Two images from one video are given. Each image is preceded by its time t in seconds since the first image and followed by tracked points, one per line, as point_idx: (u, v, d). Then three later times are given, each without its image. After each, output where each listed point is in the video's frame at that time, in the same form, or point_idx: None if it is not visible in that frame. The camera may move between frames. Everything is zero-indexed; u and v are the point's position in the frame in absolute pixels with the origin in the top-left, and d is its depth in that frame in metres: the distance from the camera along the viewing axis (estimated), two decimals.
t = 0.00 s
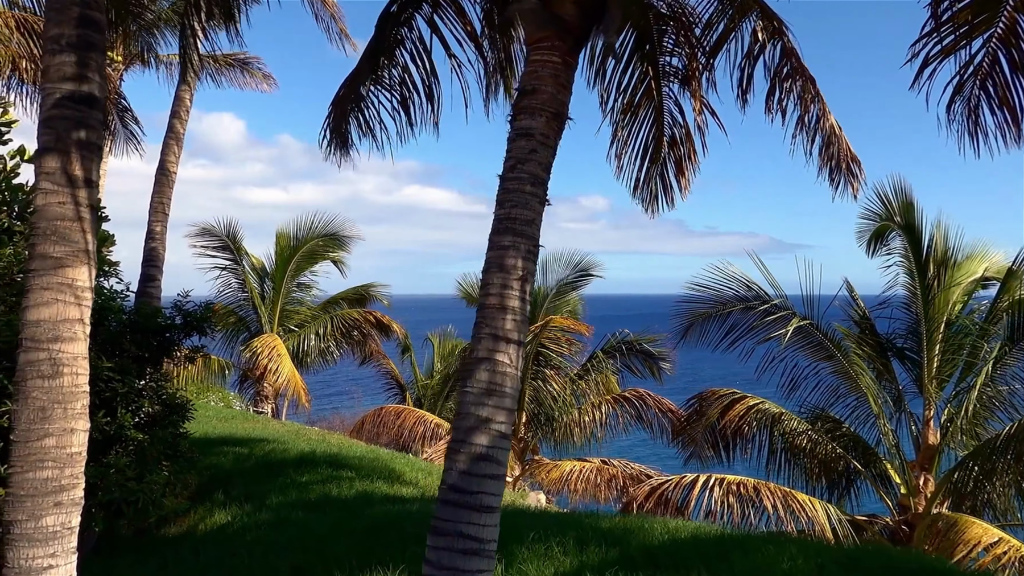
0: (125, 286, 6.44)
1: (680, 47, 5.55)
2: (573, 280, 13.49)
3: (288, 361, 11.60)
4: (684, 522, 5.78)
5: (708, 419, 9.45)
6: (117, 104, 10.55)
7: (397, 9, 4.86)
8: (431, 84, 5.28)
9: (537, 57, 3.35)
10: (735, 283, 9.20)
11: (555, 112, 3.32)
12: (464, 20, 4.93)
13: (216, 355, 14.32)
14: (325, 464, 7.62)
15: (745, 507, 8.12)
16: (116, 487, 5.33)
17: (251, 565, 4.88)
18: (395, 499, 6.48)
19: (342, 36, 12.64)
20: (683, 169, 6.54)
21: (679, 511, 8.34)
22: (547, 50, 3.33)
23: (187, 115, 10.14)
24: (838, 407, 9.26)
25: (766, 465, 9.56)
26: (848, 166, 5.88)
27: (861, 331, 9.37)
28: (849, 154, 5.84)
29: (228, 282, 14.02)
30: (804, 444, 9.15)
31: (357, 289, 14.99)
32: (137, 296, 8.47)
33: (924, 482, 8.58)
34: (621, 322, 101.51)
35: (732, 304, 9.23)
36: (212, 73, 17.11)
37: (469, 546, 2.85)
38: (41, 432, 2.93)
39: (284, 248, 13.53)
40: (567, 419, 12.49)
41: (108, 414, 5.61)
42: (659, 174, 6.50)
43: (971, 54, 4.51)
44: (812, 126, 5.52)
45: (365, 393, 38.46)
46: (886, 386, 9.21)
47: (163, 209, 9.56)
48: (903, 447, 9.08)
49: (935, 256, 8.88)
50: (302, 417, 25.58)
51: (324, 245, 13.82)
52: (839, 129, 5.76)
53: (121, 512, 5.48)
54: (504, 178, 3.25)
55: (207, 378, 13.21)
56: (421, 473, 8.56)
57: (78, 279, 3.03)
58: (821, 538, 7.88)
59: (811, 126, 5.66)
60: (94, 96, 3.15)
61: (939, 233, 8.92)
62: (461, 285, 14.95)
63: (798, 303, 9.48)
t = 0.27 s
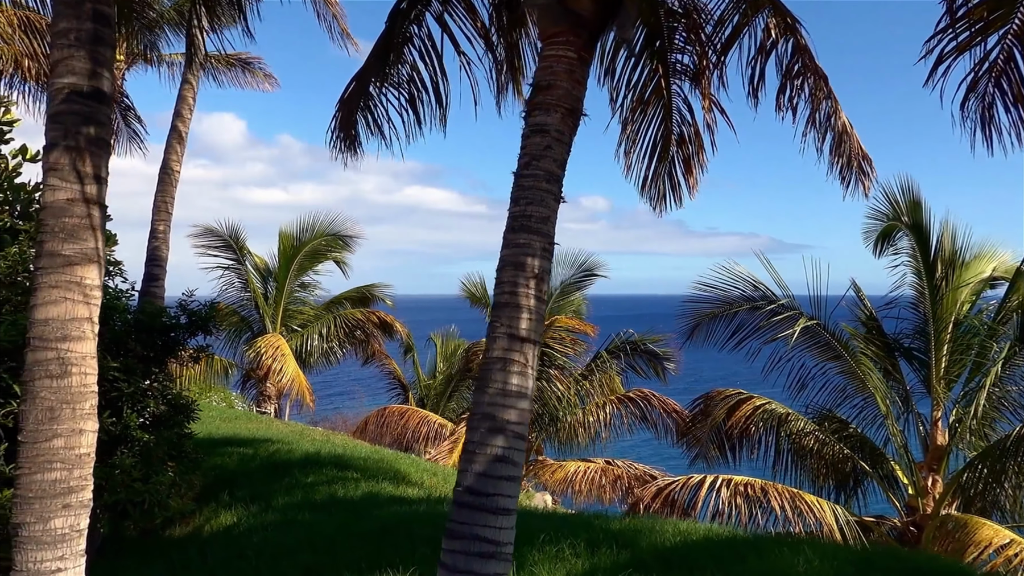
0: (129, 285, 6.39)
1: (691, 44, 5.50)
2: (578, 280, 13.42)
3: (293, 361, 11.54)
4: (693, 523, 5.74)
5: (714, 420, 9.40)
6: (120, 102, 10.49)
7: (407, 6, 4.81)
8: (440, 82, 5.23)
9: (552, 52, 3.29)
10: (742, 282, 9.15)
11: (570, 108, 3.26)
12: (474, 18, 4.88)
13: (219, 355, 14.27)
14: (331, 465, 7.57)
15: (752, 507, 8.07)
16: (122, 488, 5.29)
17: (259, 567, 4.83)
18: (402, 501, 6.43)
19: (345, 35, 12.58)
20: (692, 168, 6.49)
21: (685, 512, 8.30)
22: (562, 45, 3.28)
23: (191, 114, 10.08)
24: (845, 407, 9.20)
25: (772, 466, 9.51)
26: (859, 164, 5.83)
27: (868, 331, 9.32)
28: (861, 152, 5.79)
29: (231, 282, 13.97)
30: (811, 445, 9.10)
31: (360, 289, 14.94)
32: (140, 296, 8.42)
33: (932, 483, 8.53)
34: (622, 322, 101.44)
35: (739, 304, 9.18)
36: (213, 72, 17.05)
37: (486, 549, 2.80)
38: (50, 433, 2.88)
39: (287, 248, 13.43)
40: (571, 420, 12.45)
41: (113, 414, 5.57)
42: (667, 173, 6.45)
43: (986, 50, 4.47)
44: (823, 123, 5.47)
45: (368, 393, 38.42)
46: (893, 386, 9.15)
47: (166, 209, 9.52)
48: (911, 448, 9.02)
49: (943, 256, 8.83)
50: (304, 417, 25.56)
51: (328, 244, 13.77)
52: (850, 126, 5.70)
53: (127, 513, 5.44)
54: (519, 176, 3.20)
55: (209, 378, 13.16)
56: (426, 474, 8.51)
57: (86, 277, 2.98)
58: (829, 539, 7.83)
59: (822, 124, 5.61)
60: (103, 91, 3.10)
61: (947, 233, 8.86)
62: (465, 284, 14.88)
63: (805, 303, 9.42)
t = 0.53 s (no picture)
0: (134, 284, 6.34)
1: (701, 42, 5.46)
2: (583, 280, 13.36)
3: (297, 361, 11.50)
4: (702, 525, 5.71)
5: (720, 420, 9.36)
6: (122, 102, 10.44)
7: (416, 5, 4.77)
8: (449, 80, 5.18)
9: (567, 47, 3.25)
10: (748, 282, 9.10)
11: (585, 105, 3.22)
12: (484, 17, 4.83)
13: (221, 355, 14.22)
14: (336, 465, 7.52)
15: (759, 509, 8.02)
16: (128, 490, 5.25)
17: (267, 569, 4.78)
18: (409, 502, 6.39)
19: (348, 34, 12.53)
20: (700, 167, 6.39)
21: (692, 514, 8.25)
22: (577, 41, 3.23)
23: (194, 113, 10.03)
24: (853, 407, 9.15)
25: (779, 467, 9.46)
26: (870, 163, 5.78)
27: (875, 331, 9.28)
28: (872, 150, 5.74)
29: (233, 282, 13.92)
30: (817, 446, 9.08)
31: (363, 289, 14.89)
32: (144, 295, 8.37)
33: (940, 484, 8.46)
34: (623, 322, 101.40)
35: (745, 304, 9.12)
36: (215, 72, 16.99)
37: (501, 553, 2.75)
38: (58, 434, 2.83)
39: (290, 246, 13.40)
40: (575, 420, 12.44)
41: (119, 415, 5.52)
42: (676, 172, 6.40)
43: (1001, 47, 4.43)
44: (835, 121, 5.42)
45: (370, 392, 38.38)
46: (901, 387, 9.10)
47: (170, 208, 9.46)
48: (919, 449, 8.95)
49: (952, 256, 8.78)
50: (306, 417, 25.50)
51: (330, 243, 13.72)
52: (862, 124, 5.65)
53: (132, 515, 5.39)
54: (533, 173, 3.16)
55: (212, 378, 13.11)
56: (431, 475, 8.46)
57: (95, 276, 2.93)
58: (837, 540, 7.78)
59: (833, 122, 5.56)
60: (112, 87, 3.06)
61: (955, 232, 8.80)
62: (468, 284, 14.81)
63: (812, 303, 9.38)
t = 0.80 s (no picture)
0: (138, 284, 6.28)
1: (710, 39, 5.40)
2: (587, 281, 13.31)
3: (301, 361, 11.45)
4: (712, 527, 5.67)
5: (725, 421, 9.31)
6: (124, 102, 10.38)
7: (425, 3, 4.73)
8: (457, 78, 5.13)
9: (580, 42, 3.20)
10: (754, 282, 9.04)
11: (599, 101, 3.16)
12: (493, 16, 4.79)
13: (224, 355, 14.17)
14: (341, 466, 7.47)
15: (766, 510, 7.98)
16: (133, 491, 5.21)
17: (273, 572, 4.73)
18: (415, 503, 6.33)
19: (350, 34, 12.47)
20: (707, 165, 6.33)
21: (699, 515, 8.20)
22: (591, 36, 3.18)
23: (197, 112, 9.98)
24: (859, 408, 9.10)
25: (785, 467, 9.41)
26: (881, 161, 5.72)
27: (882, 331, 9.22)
28: (883, 148, 5.68)
29: (235, 282, 13.87)
30: (824, 447, 9.03)
31: (366, 288, 14.84)
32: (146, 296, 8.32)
33: (949, 484, 8.41)
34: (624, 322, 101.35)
35: (752, 304, 9.07)
36: (216, 72, 16.94)
37: (516, 557, 2.70)
38: (64, 436, 2.77)
39: (292, 247, 13.41)
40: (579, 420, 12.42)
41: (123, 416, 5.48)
42: (683, 170, 6.34)
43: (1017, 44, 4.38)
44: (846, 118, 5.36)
45: (371, 392, 38.32)
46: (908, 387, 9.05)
47: (173, 208, 9.41)
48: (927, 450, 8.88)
49: (959, 255, 8.71)
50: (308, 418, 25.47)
51: (333, 243, 13.68)
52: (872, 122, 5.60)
53: (137, 517, 5.34)
54: (547, 170, 3.11)
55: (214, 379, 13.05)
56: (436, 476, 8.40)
57: (102, 275, 2.88)
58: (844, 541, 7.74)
59: (843, 119, 5.50)
60: (119, 83, 3.01)
61: (963, 232, 8.73)
62: (471, 284, 14.75)
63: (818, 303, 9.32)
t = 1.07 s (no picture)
0: (141, 283, 6.23)
1: (719, 35, 5.34)
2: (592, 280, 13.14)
3: (305, 361, 11.40)
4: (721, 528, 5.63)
5: (731, 421, 9.26)
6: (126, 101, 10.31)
7: None
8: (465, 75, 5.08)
9: (595, 36, 3.15)
10: (760, 281, 8.98)
11: (614, 95, 3.11)
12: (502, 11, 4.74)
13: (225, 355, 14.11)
14: (345, 467, 7.42)
15: (774, 511, 7.92)
16: (137, 493, 5.15)
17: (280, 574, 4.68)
18: (421, 504, 6.28)
19: (352, 33, 12.42)
20: (715, 164, 6.25)
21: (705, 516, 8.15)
22: (606, 30, 3.14)
23: (199, 111, 9.92)
24: (866, 408, 9.04)
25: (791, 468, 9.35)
26: (892, 159, 5.66)
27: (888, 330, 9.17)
28: (894, 146, 5.62)
29: (237, 282, 13.82)
30: (830, 447, 8.98)
31: (368, 287, 14.77)
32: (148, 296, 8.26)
33: (956, 485, 8.36)
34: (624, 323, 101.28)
35: (758, 303, 9.00)
36: (216, 72, 16.87)
37: (532, 560, 2.65)
38: (70, 437, 2.72)
39: (294, 245, 13.36)
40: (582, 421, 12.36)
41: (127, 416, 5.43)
42: (691, 169, 6.29)
43: None
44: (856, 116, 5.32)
45: (373, 392, 38.26)
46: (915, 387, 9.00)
47: (175, 207, 9.36)
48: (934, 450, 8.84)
49: (965, 254, 8.64)
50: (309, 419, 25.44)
51: (335, 242, 13.64)
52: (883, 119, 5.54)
53: (141, 518, 5.28)
54: (561, 166, 3.06)
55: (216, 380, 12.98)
56: (440, 477, 8.34)
57: (108, 273, 2.83)
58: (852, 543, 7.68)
59: (852, 117, 5.45)
60: (125, 77, 2.96)
61: (970, 230, 8.63)
62: (474, 284, 14.69)
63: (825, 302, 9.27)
